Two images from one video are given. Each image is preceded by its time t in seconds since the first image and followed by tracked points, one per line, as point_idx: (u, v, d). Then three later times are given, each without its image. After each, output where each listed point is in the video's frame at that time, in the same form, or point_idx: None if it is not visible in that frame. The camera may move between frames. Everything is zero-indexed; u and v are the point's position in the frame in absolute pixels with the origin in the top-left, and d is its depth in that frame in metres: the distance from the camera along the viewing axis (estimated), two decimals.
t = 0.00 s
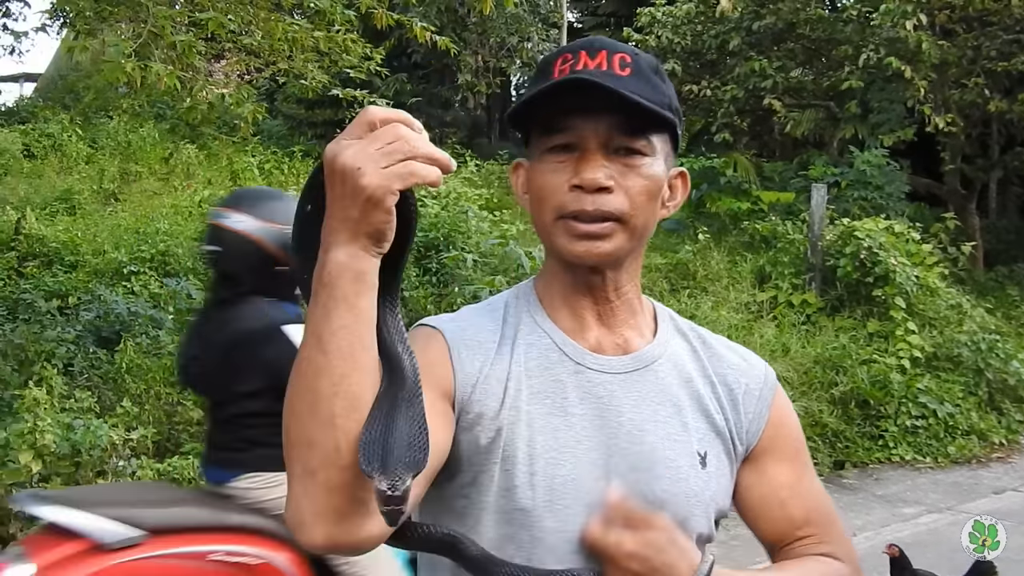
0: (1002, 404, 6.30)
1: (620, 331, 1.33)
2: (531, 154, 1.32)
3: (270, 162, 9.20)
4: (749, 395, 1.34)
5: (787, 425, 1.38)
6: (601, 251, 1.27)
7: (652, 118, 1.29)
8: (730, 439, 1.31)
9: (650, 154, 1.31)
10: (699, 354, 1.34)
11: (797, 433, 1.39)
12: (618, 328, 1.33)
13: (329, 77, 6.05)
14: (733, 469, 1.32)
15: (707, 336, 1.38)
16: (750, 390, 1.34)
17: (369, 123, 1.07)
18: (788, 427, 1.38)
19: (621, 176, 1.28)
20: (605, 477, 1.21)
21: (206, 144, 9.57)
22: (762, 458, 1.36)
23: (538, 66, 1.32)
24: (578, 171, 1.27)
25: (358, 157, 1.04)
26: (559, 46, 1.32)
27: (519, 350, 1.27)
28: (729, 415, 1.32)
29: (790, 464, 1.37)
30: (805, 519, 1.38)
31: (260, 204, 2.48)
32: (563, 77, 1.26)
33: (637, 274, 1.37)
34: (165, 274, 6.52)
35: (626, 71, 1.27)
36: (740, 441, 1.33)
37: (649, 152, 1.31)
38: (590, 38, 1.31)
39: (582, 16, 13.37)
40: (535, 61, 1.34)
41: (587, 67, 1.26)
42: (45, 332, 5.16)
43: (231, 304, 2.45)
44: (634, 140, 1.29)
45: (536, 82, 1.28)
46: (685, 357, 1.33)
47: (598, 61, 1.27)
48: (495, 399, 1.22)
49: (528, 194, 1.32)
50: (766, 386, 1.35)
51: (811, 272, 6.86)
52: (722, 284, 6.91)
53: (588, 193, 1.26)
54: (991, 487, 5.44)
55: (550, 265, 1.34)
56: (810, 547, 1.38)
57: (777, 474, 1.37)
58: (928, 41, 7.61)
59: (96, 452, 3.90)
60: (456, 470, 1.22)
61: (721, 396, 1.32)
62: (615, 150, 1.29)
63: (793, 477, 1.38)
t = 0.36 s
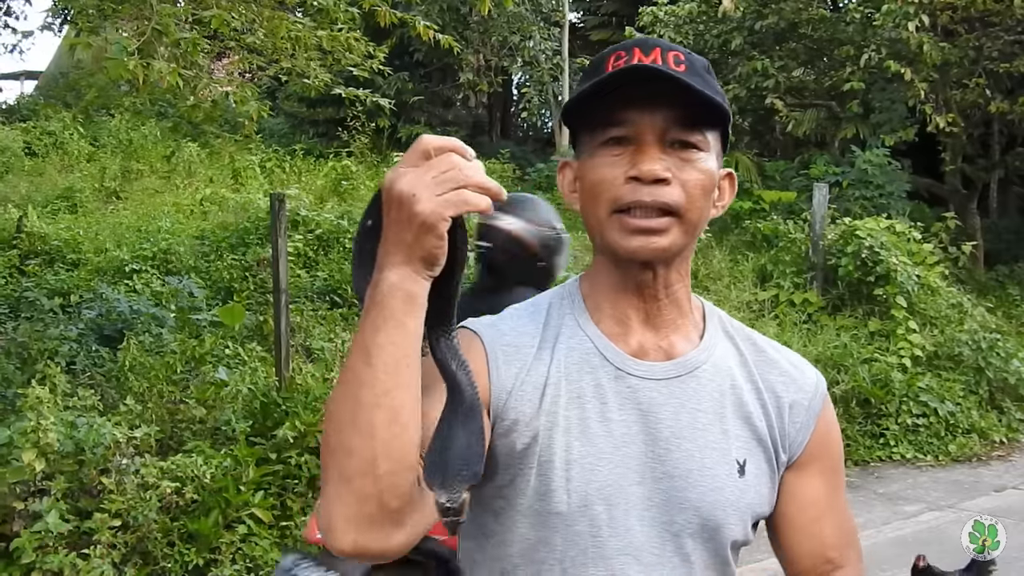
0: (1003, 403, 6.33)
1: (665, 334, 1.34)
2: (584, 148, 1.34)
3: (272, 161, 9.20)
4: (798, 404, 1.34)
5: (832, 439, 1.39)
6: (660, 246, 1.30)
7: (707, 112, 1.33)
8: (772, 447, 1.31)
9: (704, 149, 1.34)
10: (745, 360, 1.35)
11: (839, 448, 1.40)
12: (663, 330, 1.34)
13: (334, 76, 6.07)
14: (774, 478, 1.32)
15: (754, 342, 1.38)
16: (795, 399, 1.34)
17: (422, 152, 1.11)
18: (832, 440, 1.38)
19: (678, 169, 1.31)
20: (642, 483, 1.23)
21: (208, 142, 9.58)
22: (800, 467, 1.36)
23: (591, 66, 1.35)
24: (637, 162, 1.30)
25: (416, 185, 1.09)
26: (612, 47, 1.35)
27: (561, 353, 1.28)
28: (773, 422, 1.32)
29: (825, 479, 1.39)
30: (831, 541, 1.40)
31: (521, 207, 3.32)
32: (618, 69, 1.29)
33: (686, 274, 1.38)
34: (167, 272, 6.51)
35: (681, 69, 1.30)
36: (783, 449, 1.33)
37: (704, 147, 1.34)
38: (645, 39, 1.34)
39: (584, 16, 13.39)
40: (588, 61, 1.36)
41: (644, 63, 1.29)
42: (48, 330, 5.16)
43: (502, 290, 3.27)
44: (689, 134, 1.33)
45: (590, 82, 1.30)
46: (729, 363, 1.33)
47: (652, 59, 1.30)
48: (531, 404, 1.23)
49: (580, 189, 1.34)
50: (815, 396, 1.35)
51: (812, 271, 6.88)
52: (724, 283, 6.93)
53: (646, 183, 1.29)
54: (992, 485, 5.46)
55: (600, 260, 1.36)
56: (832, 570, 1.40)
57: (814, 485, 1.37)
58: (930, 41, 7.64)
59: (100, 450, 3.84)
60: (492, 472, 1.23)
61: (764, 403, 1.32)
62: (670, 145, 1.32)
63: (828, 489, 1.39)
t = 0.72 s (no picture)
0: (1004, 403, 6.35)
1: (664, 336, 1.34)
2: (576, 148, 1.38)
3: (273, 159, 9.20)
4: (800, 411, 1.34)
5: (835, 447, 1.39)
6: (624, 242, 1.29)
7: (693, 110, 1.32)
8: (773, 451, 1.31)
9: (687, 146, 1.33)
10: (747, 364, 1.35)
11: (841, 457, 1.41)
12: (661, 333, 1.35)
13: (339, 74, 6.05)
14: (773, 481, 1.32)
15: (757, 347, 1.38)
16: (793, 404, 1.34)
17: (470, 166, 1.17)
18: (833, 448, 1.39)
19: (654, 166, 1.31)
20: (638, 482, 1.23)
21: (209, 140, 9.57)
22: (797, 474, 1.36)
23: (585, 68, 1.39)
24: (613, 159, 1.31)
25: (452, 192, 1.14)
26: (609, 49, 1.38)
27: (560, 351, 1.29)
28: (774, 427, 1.32)
29: (824, 486, 1.39)
30: (826, 552, 1.40)
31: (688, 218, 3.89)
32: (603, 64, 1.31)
33: (686, 276, 1.38)
34: (169, 269, 6.51)
35: (667, 66, 1.30)
36: (785, 454, 1.34)
37: (685, 143, 1.33)
38: (639, 40, 1.36)
39: (586, 15, 13.39)
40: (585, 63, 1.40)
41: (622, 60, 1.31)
42: (51, 327, 5.15)
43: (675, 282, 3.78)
44: (670, 130, 1.33)
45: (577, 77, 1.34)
46: (731, 366, 1.33)
47: (638, 57, 1.32)
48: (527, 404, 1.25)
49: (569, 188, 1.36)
50: (819, 403, 1.36)
51: (814, 272, 6.91)
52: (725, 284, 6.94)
53: (620, 180, 1.30)
54: (992, 485, 5.48)
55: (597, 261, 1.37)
56: None
57: (810, 492, 1.38)
58: (931, 43, 7.66)
59: (103, 447, 3.85)
60: (491, 472, 1.24)
61: (767, 406, 1.32)
62: (652, 142, 1.33)
63: (823, 498, 1.39)
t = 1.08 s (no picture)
0: (994, 402, 6.37)
1: (653, 338, 1.38)
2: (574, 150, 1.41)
3: (266, 155, 9.19)
4: (785, 406, 1.34)
5: (823, 443, 1.38)
6: (631, 246, 1.33)
7: (689, 114, 1.35)
8: (760, 449, 1.32)
9: (686, 151, 1.37)
10: (738, 364, 1.37)
11: (833, 453, 1.39)
12: (651, 335, 1.38)
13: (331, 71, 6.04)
14: (758, 480, 1.33)
15: (749, 345, 1.40)
16: (783, 399, 1.35)
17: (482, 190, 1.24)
18: (821, 443, 1.37)
19: (654, 171, 1.35)
20: (623, 483, 1.27)
21: (202, 136, 9.56)
22: (780, 468, 1.34)
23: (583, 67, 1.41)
24: (612, 164, 1.35)
25: (462, 219, 1.21)
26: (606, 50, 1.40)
27: (546, 352, 1.34)
28: (761, 424, 1.33)
29: (809, 484, 1.36)
30: (800, 553, 1.35)
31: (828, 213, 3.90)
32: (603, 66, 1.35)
33: (678, 280, 1.41)
34: (160, 265, 6.50)
35: (665, 70, 1.33)
36: (770, 451, 1.34)
37: (684, 148, 1.37)
38: (637, 42, 1.38)
39: (579, 13, 13.40)
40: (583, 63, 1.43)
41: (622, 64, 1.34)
42: (41, 322, 5.13)
43: (813, 274, 3.90)
44: (672, 135, 1.36)
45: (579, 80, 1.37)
46: (720, 365, 1.36)
47: (635, 62, 1.35)
48: (511, 406, 1.30)
49: (567, 191, 1.40)
50: (805, 400, 1.36)
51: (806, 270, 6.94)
52: (718, 282, 6.95)
53: (619, 185, 1.33)
54: (982, 484, 5.49)
55: (589, 264, 1.41)
56: None
57: (793, 487, 1.35)
58: (924, 42, 7.67)
59: (94, 443, 3.84)
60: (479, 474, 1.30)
61: (753, 403, 1.34)
62: (651, 147, 1.36)
63: (806, 493, 1.36)
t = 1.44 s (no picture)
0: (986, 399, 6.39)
1: (648, 332, 1.47)
2: (577, 154, 1.44)
3: (258, 153, 9.18)
4: (775, 393, 1.44)
5: (812, 429, 1.45)
6: (639, 258, 1.40)
7: (693, 125, 1.41)
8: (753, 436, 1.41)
9: (692, 161, 1.43)
10: (731, 355, 1.47)
11: (821, 438, 1.46)
12: (647, 330, 1.47)
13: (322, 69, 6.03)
14: (751, 466, 1.41)
15: (741, 338, 1.50)
16: (773, 388, 1.44)
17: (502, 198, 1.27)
18: (810, 428, 1.45)
19: (660, 182, 1.40)
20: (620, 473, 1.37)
21: (194, 135, 9.55)
22: (769, 453, 1.42)
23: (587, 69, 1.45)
24: (620, 175, 1.40)
25: (479, 226, 1.24)
26: (609, 49, 1.44)
27: (543, 346, 1.44)
28: (754, 411, 1.42)
29: (798, 467, 1.43)
30: (780, 535, 1.40)
31: (933, 212, 4.46)
32: (608, 77, 1.39)
33: (675, 280, 1.49)
34: (153, 264, 6.48)
35: (670, 77, 1.38)
36: (762, 435, 1.42)
37: (690, 158, 1.42)
38: (640, 42, 1.43)
39: (572, 11, 13.40)
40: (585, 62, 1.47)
41: (632, 71, 1.38)
42: (33, 322, 5.12)
43: (919, 267, 4.44)
44: (678, 145, 1.42)
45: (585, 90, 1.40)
46: (713, 357, 1.45)
47: (642, 67, 1.39)
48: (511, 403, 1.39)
49: (569, 195, 1.45)
50: (796, 388, 1.44)
51: (798, 268, 6.97)
52: (710, 280, 6.97)
53: (627, 198, 1.39)
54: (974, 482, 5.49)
55: (587, 267, 1.48)
56: (772, 564, 1.40)
57: (781, 471, 1.41)
58: (916, 41, 7.69)
59: (85, 442, 3.84)
60: (480, 466, 1.40)
61: (746, 391, 1.43)
62: (656, 156, 1.41)
63: (796, 476, 1.42)
